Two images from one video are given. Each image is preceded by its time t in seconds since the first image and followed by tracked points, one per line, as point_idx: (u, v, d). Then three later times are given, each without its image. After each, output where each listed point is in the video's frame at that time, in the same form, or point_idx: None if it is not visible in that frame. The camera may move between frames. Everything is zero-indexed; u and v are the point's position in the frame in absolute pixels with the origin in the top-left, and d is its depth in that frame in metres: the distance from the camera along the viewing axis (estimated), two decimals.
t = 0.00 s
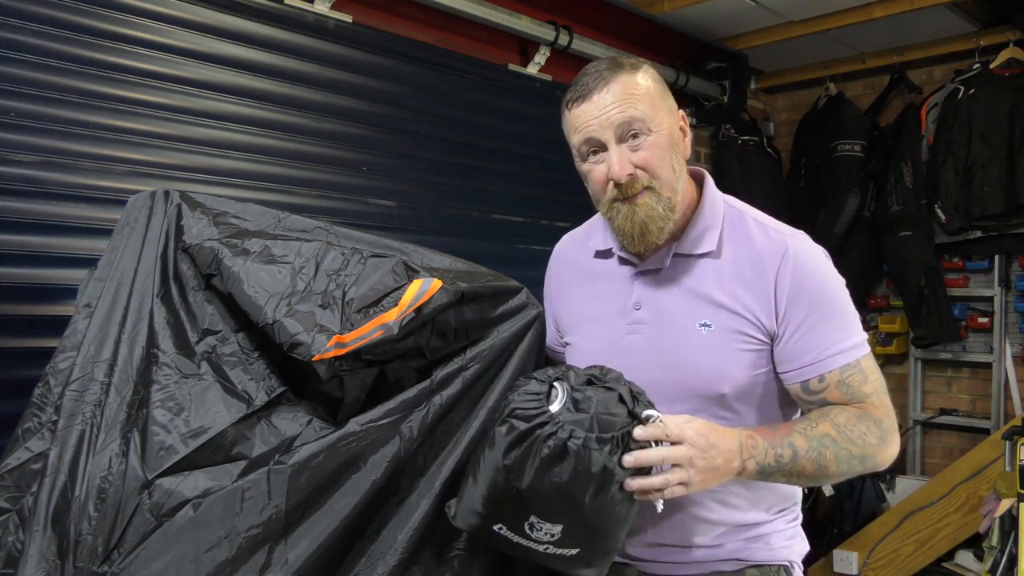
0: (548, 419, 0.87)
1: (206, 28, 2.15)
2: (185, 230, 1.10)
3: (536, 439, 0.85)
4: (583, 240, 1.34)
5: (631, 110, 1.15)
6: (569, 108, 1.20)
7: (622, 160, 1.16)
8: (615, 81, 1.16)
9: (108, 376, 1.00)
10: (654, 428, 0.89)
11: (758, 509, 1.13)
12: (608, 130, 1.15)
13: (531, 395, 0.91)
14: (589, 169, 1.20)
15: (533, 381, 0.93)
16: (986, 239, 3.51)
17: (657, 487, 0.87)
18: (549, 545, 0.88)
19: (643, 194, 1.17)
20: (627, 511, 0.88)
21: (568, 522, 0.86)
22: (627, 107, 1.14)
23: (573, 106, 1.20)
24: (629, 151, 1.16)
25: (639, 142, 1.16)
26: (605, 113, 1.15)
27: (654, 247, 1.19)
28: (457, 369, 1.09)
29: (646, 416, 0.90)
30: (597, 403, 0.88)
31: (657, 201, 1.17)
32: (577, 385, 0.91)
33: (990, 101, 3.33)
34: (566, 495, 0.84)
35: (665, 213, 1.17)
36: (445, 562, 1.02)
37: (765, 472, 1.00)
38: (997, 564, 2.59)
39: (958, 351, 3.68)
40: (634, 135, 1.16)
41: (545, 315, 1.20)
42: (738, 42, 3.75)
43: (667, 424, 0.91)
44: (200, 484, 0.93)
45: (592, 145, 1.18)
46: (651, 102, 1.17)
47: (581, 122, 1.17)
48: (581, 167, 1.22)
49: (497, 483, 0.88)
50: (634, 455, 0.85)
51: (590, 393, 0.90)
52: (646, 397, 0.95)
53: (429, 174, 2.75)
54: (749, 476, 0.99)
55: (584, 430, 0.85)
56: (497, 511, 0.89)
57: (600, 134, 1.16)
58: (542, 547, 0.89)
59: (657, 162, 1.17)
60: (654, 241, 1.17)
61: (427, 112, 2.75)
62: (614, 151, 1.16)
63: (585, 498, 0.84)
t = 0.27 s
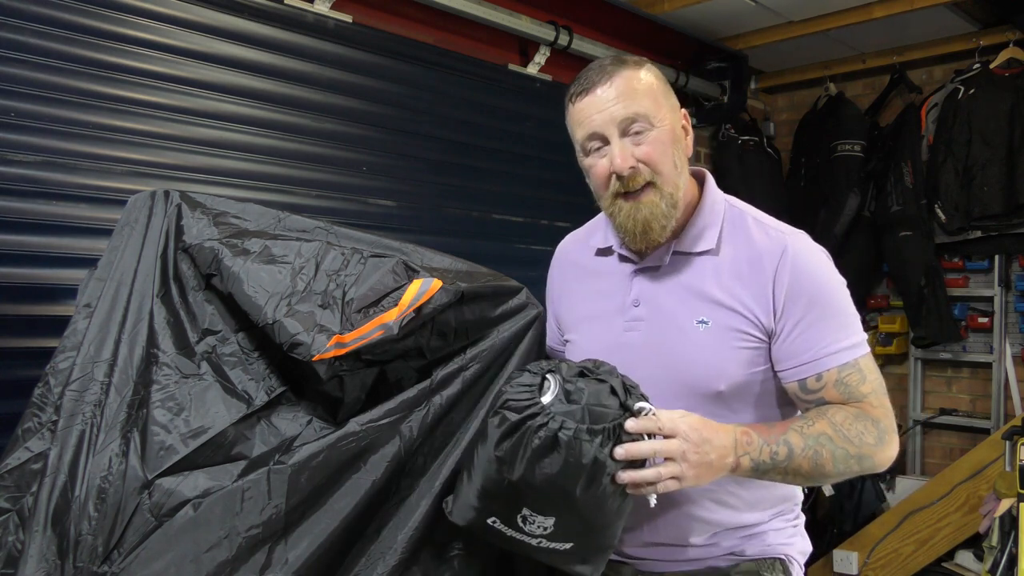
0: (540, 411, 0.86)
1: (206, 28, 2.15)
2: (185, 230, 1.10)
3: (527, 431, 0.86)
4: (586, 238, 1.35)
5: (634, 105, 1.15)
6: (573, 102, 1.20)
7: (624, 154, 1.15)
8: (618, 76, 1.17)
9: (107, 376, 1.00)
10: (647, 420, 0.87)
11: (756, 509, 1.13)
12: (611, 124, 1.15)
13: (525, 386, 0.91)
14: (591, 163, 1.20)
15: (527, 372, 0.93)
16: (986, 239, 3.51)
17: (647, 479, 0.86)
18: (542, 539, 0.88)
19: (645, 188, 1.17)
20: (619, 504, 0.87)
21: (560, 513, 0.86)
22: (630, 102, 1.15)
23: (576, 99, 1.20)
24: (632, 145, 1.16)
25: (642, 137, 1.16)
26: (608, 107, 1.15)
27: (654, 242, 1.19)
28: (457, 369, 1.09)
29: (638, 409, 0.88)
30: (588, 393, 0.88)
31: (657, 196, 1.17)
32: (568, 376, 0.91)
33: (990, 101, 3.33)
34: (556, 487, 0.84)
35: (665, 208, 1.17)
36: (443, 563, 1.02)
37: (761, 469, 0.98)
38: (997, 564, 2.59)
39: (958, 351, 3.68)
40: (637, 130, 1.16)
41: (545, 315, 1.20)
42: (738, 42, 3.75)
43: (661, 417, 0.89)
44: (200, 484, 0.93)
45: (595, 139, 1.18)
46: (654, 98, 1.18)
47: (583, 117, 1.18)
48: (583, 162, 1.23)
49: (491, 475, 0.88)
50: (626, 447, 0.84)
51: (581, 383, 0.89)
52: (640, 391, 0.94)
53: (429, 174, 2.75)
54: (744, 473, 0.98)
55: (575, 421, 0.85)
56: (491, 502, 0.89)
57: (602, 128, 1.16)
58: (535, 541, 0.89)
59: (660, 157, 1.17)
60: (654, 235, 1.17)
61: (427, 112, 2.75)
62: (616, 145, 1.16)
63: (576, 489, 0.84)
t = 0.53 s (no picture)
0: (504, 389, 0.83)
1: (206, 28, 2.15)
2: (185, 230, 1.10)
3: (491, 409, 0.83)
4: (600, 226, 1.36)
5: (647, 74, 1.17)
6: (591, 71, 1.24)
7: (632, 121, 1.17)
8: (635, 48, 1.20)
9: (107, 376, 1.00)
10: (615, 403, 0.85)
11: (749, 515, 1.10)
12: (622, 91, 1.18)
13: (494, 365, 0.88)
14: (601, 132, 1.22)
15: (498, 351, 0.89)
16: (986, 239, 3.51)
17: (618, 464, 0.82)
18: (515, 522, 0.84)
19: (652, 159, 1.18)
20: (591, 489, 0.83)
21: (527, 496, 0.82)
22: (644, 71, 1.17)
23: (595, 68, 1.24)
24: (641, 114, 1.17)
25: (652, 108, 1.18)
26: (622, 74, 1.18)
27: (654, 216, 1.18)
28: (457, 368, 1.09)
29: (605, 390, 0.86)
30: (555, 371, 0.84)
31: (665, 168, 1.17)
32: (536, 354, 0.87)
33: (990, 101, 3.33)
34: (518, 467, 0.80)
35: (671, 181, 1.17)
36: (441, 561, 1.02)
37: (745, 463, 0.96)
38: (997, 564, 2.59)
39: (957, 351, 3.68)
40: (648, 99, 1.18)
41: (545, 315, 1.21)
42: (738, 42, 3.75)
43: (631, 400, 0.86)
44: (200, 484, 0.93)
45: (606, 106, 1.20)
46: (669, 73, 1.20)
47: (599, 83, 1.21)
48: (595, 132, 1.25)
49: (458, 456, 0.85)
50: (592, 428, 0.81)
51: (548, 363, 0.85)
52: (612, 374, 0.92)
53: (429, 174, 2.75)
54: (726, 465, 0.95)
55: (539, 400, 0.82)
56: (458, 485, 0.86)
57: (614, 94, 1.19)
58: (510, 525, 0.85)
59: (670, 130, 1.18)
60: (655, 208, 1.17)
61: (427, 112, 2.75)
62: (625, 112, 1.18)
63: (539, 471, 0.80)
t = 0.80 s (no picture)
0: (484, 384, 0.82)
1: (206, 28, 2.15)
2: (185, 230, 1.10)
3: (470, 405, 0.81)
4: (620, 224, 1.36)
5: (669, 67, 1.16)
6: (613, 61, 1.22)
7: (652, 114, 1.16)
8: (660, 38, 1.18)
9: (107, 376, 1.00)
10: (598, 405, 0.82)
11: (749, 534, 1.05)
12: (643, 83, 1.16)
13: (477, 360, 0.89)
14: (620, 124, 1.21)
15: (481, 347, 0.90)
16: (986, 239, 3.51)
17: (597, 472, 0.80)
18: (496, 522, 0.81)
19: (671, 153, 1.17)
20: (567, 490, 0.81)
21: (507, 494, 0.79)
22: (666, 63, 1.16)
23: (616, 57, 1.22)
24: (662, 107, 1.16)
25: (673, 102, 1.16)
26: (644, 65, 1.16)
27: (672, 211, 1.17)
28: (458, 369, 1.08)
29: (588, 391, 0.83)
30: (536, 369, 0.84)
31: (685, 162, 1.16)
32: (518, 351, 0.87)
33: (990, 101, 3.33)
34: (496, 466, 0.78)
35: (690, 176, 1.15)
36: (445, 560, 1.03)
37: (737, 483, 0.92)
38: (997, 564, 2.59)
39: (958, 351, 3.68)
40: (670, 92, 1.16)
41: (545, 315, 1.21)
42: (738, 42, 3.75)
43: (618, 406, 0.84)
44: (200, 484, 0.93)
45: (626, 98, 1.19)
46: (694, 65, 1.18)
47: (619, 74, 1.20)
48: (614, 124, 1.24)
49: (440, 453, 0.84)
50: (572, 431, 0.79)
51: (529, 359, 0.86)
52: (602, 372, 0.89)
53: (429, 174, 2.75)
54: (717, 482, 0.92)
55: (518, 397, 0.81)
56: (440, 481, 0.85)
57: (635, 85, 1.17)
58: (492, 526, 0.82)
59: (691, 125, 1.16)
60: (673, 202, 1.15)
61: (427, 112, 2.75)
62: (645, 105, 1.17)
63: (516, 470, 0.78)
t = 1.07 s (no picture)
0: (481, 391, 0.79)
1: (206, 28, 2.15)
2: (185, 230, 1.10)
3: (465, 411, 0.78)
4: (627, 226, 1.37)
5: (661, 73, 1.13)
6: (603, 68, 1.21)
7: (645, 125, 1.14)
8: (649, 43, 1.16)
9: (107, 376, 1.00)
10: (596, 413, 0.78)
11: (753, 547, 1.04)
12: (636, 91, 1.14)
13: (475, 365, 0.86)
14: (614, 133, 1.20)
15: (480, 351, 0.87)
16: (986, 239, 3.51)
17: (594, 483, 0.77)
18: (496, 531, 0.77)
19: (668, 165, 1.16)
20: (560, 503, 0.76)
21: (504, 502, 0.75)
22: (658, 69, 1.13)
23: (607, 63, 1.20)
24: (655, 117, 1.14)
25: (666, 110, 1.14)
26: (634, 74, 1.14)
27: (672, 220, 1.17)
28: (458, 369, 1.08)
29: (586, 398, 0.78)
30: (532, 373, 0.78)
31: (684, 176, 1.15)
32: (514, 355, 0.82)
33: (990, 101, 3.33)
34: (491, 472, 0.75)
35: (691, 188, 1.14)
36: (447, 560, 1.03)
37: (741, 495, 0.92)
38: (997, 564, 2.59)
39: (958, 351, 3.68)
40: (664, 100, 1.14)
41: (545, 315, 1.20)
42: (738, 42, 3.75)
43: (616, 412, 0.80)
44: (200, 484, 0.93)
45: (619, 107, 1.18)
46: (687, 67, 1.16)
47: (609, 84, 1.18)
48: (609, 133, 1.23)
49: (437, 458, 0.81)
50: (568, 438, 0.75)
51: (526, 365, 0.79)
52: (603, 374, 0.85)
53: (429, 174, 2.75)
54: (720, 493, 0.92)
55: (512, 404, 0.76)
56: (439, 486, 0.82)
57: (626, 96, 1.16)
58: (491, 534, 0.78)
59: (687, 132, 1.15)
60: (672, 215, 1.15)
61: (427, 112, 2.75)
62: (638, 116, 1.15)
63: (509, 477, 0.74)
